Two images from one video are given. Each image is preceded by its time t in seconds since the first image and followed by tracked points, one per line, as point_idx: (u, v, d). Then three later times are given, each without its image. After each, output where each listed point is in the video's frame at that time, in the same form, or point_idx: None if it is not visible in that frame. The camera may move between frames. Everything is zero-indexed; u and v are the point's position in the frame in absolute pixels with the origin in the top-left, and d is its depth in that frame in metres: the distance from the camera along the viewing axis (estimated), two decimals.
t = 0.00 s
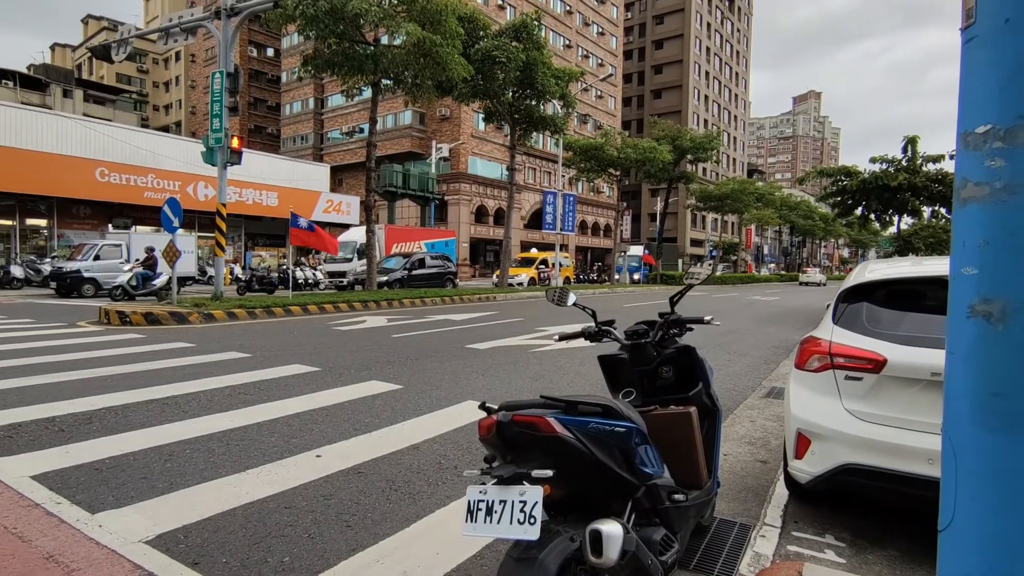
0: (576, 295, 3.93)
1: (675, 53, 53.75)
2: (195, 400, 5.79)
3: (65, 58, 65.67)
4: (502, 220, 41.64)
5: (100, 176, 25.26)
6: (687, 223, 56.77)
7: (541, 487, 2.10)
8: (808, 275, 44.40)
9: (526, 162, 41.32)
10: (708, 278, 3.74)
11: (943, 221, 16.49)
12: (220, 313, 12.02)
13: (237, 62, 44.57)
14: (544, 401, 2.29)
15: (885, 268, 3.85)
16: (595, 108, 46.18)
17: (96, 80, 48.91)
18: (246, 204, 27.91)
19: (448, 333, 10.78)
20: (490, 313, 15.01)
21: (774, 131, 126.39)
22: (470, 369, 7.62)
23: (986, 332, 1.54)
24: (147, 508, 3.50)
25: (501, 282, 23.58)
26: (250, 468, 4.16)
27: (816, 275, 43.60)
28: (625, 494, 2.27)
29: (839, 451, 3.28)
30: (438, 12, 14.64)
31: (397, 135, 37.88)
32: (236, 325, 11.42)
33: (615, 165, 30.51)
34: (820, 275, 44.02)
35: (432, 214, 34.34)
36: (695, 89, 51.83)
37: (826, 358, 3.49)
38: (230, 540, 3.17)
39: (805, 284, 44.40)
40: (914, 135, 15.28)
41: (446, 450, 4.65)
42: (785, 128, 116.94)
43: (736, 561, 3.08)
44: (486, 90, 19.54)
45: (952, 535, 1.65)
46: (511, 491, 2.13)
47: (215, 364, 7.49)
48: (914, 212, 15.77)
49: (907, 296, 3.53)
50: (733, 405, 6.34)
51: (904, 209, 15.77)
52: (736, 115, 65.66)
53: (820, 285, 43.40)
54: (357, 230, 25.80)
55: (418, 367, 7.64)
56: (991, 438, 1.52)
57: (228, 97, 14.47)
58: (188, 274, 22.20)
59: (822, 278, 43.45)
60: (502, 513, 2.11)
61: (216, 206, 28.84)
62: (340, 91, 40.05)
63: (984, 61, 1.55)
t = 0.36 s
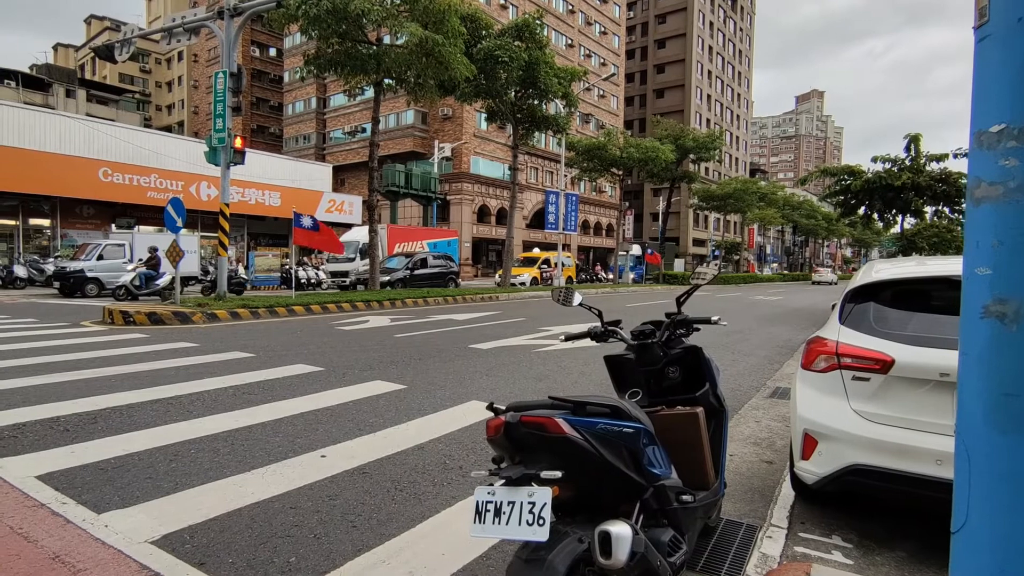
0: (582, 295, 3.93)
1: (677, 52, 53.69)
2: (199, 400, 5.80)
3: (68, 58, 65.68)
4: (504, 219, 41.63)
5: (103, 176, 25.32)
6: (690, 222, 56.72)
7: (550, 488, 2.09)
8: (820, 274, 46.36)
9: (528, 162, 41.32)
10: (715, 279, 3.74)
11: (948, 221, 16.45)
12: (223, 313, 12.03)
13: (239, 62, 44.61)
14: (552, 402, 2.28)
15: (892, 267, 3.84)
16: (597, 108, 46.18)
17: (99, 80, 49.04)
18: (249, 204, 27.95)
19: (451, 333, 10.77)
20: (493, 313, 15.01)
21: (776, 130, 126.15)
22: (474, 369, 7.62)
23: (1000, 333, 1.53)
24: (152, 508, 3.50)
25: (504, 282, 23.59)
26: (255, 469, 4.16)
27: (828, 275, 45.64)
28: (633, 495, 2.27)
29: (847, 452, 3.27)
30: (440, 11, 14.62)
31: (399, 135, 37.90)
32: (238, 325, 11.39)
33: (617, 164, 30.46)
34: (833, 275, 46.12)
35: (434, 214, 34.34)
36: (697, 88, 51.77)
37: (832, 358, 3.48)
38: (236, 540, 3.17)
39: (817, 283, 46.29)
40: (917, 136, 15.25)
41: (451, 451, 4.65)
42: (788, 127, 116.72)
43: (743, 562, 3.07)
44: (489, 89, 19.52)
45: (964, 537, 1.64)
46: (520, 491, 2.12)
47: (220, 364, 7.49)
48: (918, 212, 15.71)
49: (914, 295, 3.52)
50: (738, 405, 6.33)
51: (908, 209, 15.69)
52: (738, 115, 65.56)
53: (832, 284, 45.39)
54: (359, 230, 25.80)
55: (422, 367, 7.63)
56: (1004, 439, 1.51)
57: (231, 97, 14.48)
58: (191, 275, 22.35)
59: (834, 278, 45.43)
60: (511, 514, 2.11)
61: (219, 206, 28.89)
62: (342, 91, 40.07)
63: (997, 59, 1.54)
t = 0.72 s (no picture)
0: (586, 295, 3.91)
1: (678, 52, 53.66)
2: (202, 400, 5.79)
3: (68, 59, 65.73)
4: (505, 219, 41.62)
5: (104, 176, 25.32)
6: (690, 222, 56.74)
7: (558, 488, 2.08)
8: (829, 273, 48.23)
9: (529, 162, 41.33)
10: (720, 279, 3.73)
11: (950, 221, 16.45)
12: (224, 313, 12.02)
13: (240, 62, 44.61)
14: (559, 402, 2.27)
15: (897, 267, 3.82)
16: (597, 108, 46.18)
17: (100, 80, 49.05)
18: (249, 204, 27.95)
19: (453, 333, 10.75)
20: (494, 313, 15.00)
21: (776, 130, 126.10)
22: (476, 369, 7.60)
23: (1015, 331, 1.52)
24: (158, 508, 3.50)
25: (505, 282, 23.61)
26: (259, 469, 4.15)
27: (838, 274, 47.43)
28: (641, 496, 2.25)
29: (853, 452, 3.26)
30: (441, 11, 14.59)
31: (400, 134, 37.89)
32: (240, 325, 11.39)
33: (618, 164, 30.42)
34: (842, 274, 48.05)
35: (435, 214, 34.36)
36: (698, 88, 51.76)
37: (838, 358, 3.46)
38: (241, 540, 3.16)
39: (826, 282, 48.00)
40: (920, 137, 15.24)
41: (454, 451, 4.64)
42: (788, 127, 116.66)
43: (749, 563, 3.06)
44: (490, 89, 19.51)
45: (977, 539, 1.63)
46: (528, 492, 2.11)
47: (222, 364, 7.48)
48: (920, 212, 15.68)
49: (921, 295, 3.50)
50: (740, 405, 6.32)
51: (909, 209, 15.67)
52: (739, 115, 65.53)
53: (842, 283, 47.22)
54: (361, 230, 25.81)
55: (424, 367, 7.62)
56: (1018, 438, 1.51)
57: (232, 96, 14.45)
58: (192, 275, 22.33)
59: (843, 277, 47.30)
60: (519, 514, 2.10)
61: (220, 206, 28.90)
62: (343, 91, 40.07)
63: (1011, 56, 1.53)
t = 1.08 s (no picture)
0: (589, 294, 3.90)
1: (678, 52, 53.60)
2: (204, 399, 5.78)
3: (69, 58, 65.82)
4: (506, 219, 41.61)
5: (105, 176, 25.33)
6: (691, 222, 56.71)
7: (564, 488, 2.07)
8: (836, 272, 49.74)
9: (529, 161, 41.31)
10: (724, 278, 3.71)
11: (952, 221, 16.41)
12: (226, 313, 12.01)
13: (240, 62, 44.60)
14: (565, 402, 2.26)
15: (901, 266, 3.81)
16: (598, 108, 46.17)
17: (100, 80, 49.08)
18: (250, 204, 27.94)
19: (454, 333, 10.73)
20: (495, 313, 14.99)
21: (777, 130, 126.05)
22: (477, 369, 7.58)
23: None
24: (160, 507, 3.49)
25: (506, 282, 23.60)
26: (262, 469, 4.15)
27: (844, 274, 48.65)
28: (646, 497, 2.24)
29: (857, 452, 3.24)
30: (442, 10, 14.55)
31: (401, 134, 37.87)
32: (241, 325, 11.38)
33: (619, 164, 30.35)
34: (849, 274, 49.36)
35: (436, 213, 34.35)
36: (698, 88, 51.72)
37: (843, 358, 3.45)
38: (243, 540, 3.15)
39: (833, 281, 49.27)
40: (922, 137, 15.20)
41: (457, 451, 4.63)
42: (789, 127, 116.55)
43: (753, 563, 3.05)
44: (491, 88, 19.50)
45: (986, 540, 1.62)
46: (534, 492, 2.10)
47: (224, 364, 7.47)
48: (922, 212, 15.64)
49: (925, 295, 3.48)
50: (743, 405, 6.30)
51: (911, 208, 15.65)
52: (739, 114, 65.46)
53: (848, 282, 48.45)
54: (362, 230, 25.82)
55: (425, 367, 7.60)
56: None
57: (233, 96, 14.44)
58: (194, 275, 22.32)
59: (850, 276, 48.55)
60: (525, 515, 2.08)
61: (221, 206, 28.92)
62: (344, 91, 40.06)
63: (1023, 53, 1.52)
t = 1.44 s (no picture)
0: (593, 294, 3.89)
1: (681, 52, 53.52)
2: (208, 400, 5.78)
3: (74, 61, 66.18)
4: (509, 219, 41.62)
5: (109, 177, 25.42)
6: (694, 222, 56.63)
7: (570, 489, 2.06)
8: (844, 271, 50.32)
9: (532, 162, 41.31)
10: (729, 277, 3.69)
11: (956, 220, 16.35)
12: (230, 313, 12.04)
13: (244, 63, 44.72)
14: (571, 402, 2.25)
15: (908, 265, 3.78)
16: (601, 108, 46.15)
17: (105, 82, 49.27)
18: (254, 205, 28.01)
19: (457, 333, 10.73)
20: (498, 313, 14.99)
21: (780, 130, 125.84)
22: (481, 369, 7.57)
23: None
24: (165, 508, 3.49)
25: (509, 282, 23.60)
26: (266, 469, 4.14)
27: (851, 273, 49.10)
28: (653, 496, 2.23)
29: (863, 451, 3.23)
30: (444, 11, 14.54)
31: (404, 135, 37.91)
32: (244, 325, 11.40)
33: (622, 164, 30.29)
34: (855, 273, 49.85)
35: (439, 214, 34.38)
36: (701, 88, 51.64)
37: (849, 358, 3.43)
38: (248, 541, 3.15)
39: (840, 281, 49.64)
40: (925, 136, 15.18)
41: (461, 451, 4.62)
42: (792, 127, 116.33)
43: (759, 563, 3.04)
44: (494, 88, 19.51)
45: (997, 540, 1.60)
46: (540, 493, 2.08)
47: (229, 364, 7.49)
48: (926, 211, 15.60)
49: (932, 294, 3.46)
50: (747, 405, 6.29)
51: (915, 208, 15.62)
52: (742, 114, 65.33)
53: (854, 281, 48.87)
54: (365, 230, 25.85)
55: (429, 367, 7.60)
56: None
57: (237, 97, 14.47)
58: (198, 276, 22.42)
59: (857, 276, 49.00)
60: (531, 515, 2.07)
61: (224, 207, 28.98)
62: (346, 91, 40.12)
63: None
